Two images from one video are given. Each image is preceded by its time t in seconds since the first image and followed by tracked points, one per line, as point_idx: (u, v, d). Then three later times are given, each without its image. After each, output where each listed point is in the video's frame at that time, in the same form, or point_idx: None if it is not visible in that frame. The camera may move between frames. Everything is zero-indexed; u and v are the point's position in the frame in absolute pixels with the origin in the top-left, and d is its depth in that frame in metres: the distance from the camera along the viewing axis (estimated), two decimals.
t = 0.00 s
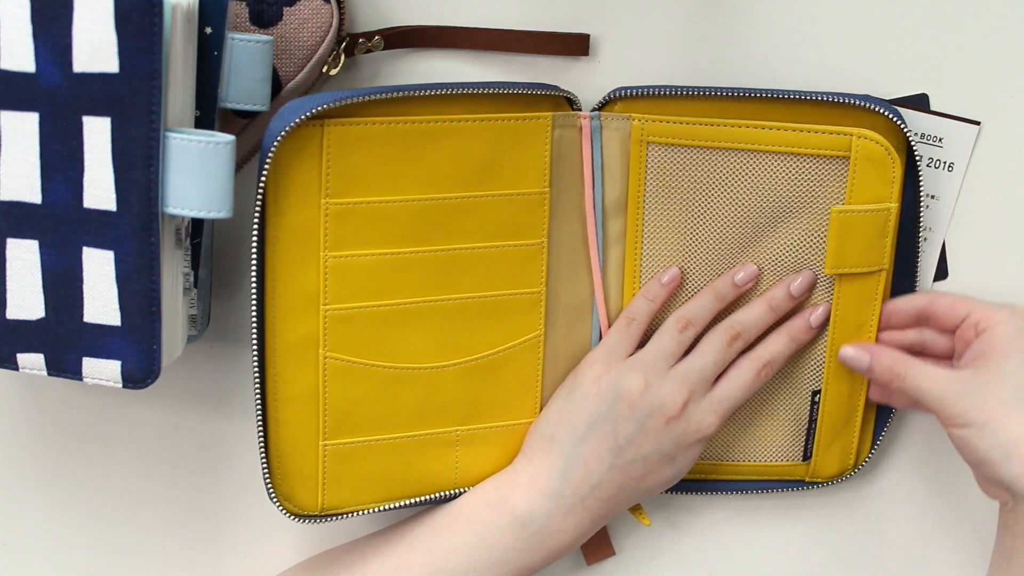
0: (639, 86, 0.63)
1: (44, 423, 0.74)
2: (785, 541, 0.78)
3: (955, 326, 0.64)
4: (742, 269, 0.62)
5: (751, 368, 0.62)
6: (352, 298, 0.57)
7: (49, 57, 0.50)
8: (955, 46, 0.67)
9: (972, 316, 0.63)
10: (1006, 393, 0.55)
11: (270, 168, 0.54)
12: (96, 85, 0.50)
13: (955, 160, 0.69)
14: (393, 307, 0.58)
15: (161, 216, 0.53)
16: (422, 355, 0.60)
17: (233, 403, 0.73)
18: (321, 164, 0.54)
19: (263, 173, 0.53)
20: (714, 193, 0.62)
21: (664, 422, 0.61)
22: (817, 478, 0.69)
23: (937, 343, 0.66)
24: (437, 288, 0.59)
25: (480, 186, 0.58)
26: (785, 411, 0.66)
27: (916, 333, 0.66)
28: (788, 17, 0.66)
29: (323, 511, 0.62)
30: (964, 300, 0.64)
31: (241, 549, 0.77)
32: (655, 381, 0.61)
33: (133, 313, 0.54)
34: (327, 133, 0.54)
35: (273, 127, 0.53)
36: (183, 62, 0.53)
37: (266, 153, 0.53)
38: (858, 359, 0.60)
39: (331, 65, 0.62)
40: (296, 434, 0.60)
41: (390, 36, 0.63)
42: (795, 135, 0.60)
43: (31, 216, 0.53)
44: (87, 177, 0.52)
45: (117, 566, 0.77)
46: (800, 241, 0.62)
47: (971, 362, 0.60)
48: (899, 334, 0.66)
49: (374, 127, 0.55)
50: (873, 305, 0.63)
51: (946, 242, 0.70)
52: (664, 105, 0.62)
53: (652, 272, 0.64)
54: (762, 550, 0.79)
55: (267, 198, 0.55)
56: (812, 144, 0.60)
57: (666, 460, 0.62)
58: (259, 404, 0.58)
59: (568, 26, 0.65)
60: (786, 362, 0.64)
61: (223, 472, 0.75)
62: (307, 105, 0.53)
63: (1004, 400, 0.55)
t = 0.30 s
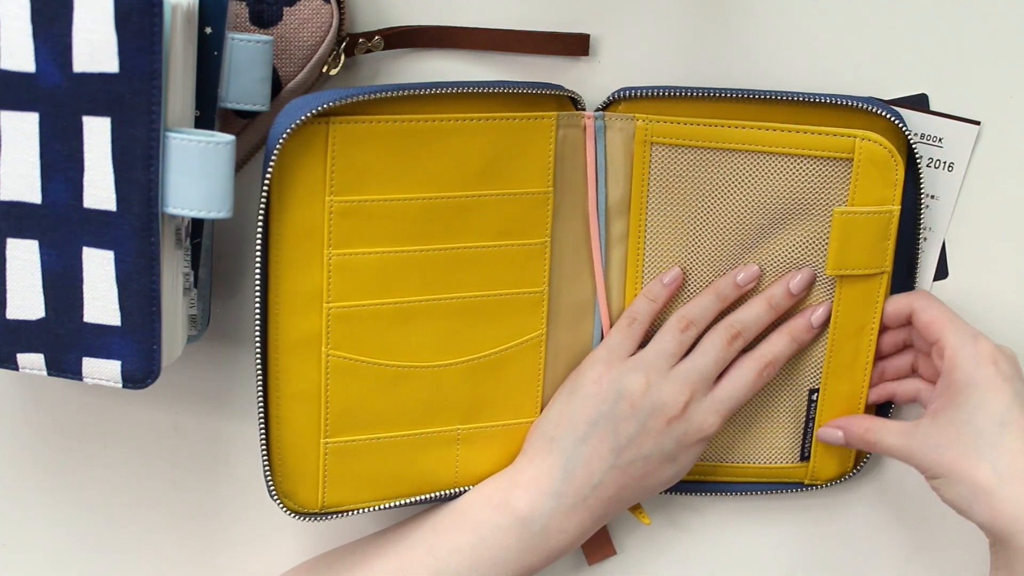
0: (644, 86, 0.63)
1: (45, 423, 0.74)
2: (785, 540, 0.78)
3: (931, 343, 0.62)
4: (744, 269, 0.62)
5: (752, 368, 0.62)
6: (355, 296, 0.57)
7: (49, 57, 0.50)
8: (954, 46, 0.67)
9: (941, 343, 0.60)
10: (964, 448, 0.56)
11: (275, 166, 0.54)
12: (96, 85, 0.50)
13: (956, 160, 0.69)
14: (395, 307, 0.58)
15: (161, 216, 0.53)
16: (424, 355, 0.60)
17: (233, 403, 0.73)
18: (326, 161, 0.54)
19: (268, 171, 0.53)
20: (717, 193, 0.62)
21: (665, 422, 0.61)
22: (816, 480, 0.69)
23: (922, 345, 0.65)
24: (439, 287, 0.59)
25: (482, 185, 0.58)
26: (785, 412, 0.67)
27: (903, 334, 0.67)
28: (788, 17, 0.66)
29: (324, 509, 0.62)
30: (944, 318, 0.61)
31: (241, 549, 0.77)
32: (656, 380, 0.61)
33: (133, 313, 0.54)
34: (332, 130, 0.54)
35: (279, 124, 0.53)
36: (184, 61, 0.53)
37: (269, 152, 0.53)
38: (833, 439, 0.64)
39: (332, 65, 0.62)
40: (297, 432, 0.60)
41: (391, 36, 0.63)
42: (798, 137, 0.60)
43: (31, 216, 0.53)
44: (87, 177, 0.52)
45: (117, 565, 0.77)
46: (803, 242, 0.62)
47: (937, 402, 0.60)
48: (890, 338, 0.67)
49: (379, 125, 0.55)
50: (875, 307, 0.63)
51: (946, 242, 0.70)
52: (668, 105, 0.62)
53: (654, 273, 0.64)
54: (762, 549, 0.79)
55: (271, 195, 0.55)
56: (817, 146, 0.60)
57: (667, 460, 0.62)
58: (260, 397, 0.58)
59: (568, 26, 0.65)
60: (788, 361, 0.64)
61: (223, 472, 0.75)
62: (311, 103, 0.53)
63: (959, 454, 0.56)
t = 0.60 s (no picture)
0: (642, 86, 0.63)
1: (45, 423, 0.74)
2: (785, 540, 0.78)
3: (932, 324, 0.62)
4: (743, 270, 0.62)
5: (751, 369, 0.62)
6: (354, 296, 0.57)
7: (49, 57, 0.50)
8: (954, 46, 0.67)
9: (946, 314, 0.60)
10: (973, 400, 0.55)
11: (274, 165, 0.54)
12: (96, 85, 0.50)
13: (956, 160, 0.69)
14: (394, 307, 0.58)
15: (161, 215, 0.53)
16: (423, 354, 0.60)
17: (234, 402, 0.73)
18: (325, 162, 0.54)
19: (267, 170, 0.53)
20: (716, 192, 0.62)
21: (664, 421, 0.61)
22: (816, 479, 0.69)
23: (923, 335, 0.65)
24: (438, 287, 0.59)
25: (481, 186, 0.58)
26: (785, 413, 0.67)
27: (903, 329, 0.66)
28: (788, 17, 0.66)
29: (323, 509, 0.62)
30: (939, 296, 0.61)
31: (241, 548, 0.77)
32: (655, 380, 0.61)
33: (133, 313, 0.54)
34: (331, 130, 0.54)
35: (278, 123, 0.53)
36: (184, 61, 0.53)
37: (269, 152, 0.53)
38: (839, 348, 0.60)
39: (332, 65, 0.62)
40: (297, 432, 0.60)
41: (391, 36, 0.63)
42: (796, 134, 0.60)
43: (31, 216, 0.53)
44: (87, 177, 0.52)
45: (117, 565, 0.77)
46: (802, 239, 0.62)
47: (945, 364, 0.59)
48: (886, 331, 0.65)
49: (379, 125, 0.55)
50: (873, 306, 0.63)
51: (946, 242, 0.70)
52: (666, 104, 0.62)
53: (653, 272, 0.64)
54: (762, 549, 0.79)
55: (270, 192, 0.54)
56: (815, 143, 0.60)
57: (667, 460, 0.62)
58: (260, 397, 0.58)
59: (568, 26, 0.65)
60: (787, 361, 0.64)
61: (223, 471, 0.75)
62: (310, 103, 0.53)
63: (968, 406, 0.55)
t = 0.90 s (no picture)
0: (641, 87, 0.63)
1: (45, 423, 0.74)
2: (785, 539, 0.78)
3: (928, 318, 0.62)
4: (742, 269, 0.62)
5: (750, 368, 0.62)
6: (352, 296, 0.57)
7: (49, 57, 0.50)
8: (954, 46, 0.67)
9: (941, 306, 0.60)
10: (959, 391, 0.58)
11: (274, 165, 0.54)
12: (96, 85, 0.50)
13: (955, 160, 0.68)
14: (394, 306, 0.58)
15: (161, 215, 0.53)
16: (422, 354, 0.60)
17: (234, 402, 0.73)
18: (323, 162, 0.54)
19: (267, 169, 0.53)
20: (717, 191, 0.62)
21: (663, 420, 0.61)
22: (816, 479, 0.69)
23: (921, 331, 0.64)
24: (437, 286, 0.59)
25: (481, 185, 0.58)
26: (785, 413, 0.67)
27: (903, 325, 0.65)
28: (788, 17, 0.66)
29: (323, 509, 0.62)
30: (934, 289, 0.61)
31: (241, 548, 0.77)
32: (654, 379, 0.61)
33: (133, 313, 0.54)
34: (331, 130, 0.54)
35: (278, 124, 0.53)
36: (184, 61, 0.53)
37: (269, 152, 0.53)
38: (857, 296, 0.61)
39: (332, 65, 0.62)
40: (296, 431, 0.60)
41: (391, 36, 0.63)
42: (797, 133, 0.60)
43: (31, 216, 0.53)
44: (87, 177, 0.52)
45: (117, 565, 0.77)
46: (802, 237, 0.63)
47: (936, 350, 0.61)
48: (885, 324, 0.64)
49: (379, 124, 0.55)
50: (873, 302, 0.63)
51: (945, 242, 0.70)
52: (666, 104, 0.62)
53: (653, 272, 0.64)
54: (762, 548, 0.79)
55: (270, 192, 0.54)
56: (815, 141, 0.60)
57: (667, 459, 0.62)
58: (260, 398, 0.58)
59: (568, 26, 0.65)
60: (786, 359, 0.64)
61: (223, 471, 0.75)
62: (310, 103, 0.53)
63: (953, 395, 0.58)
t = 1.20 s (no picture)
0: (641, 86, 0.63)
1: (45, 423, 0.74)
2: (785, 540, 0.78)
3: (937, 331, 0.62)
4: (742, 269, 0.62)
5: (749, 367, 0.62)
6: (351, 295, 0.57)
7: (49, 57, 0.50)
8: (954, 46, 0.67)
9: (954, 324, 0.61)
10: (969, 412, 0.57)
11: (273, 165, 0.54)
12: (96, 85, 0.50)
13: (955, 159, 0.69)
14: (393, 306, 0.58)
15: (161, 215, 0.53)
16: (421, 354, 0.60)
17: (234, 402, 0.73)
18: (323, 162, 0.54)
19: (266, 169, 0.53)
20: (717, 191, 0.62)
21: (661, 420, 0.61)
22: (816, 478, 0.69)
23: (926, 340, 0.65)
24: (436, 286, 0.59)
25: (480, 185, 0.58)
26: (784, 412, 0.67)
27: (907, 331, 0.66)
28: (788, 17, 0.66)
29: (322, 509, 0.62)
30: (949, 305, 0.62)
31: (241, 548, 0.77)
32: (653, 378, 0.61)
33: (133, 313, 0.54)
34: (329, 130, 0.54)
35: (276, 124, 0.53)
36: (184, 61, 0.53)
37: (268, 152, 0.53)
38: (840, 347, 0.62)
39: (332, 65, 0.62)
40: (296, 431, 0.60)
41: (391, 36, 0.63)
42: (796, 133, 0.60)
43: (31, 216, 0.53)
44: (88, 177, 0.52)
45: (117, 565, 0.77)
46: (801, 237, 0.63)
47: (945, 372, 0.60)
48: (892, 333, 0.65)
49: (379, 124, 0.55)
50: (873, 303, 0.63)
51: (945, 242, 0.70)
52: (665, 104, 0.62)
53: (653, 273, 0.64)
54: (763, 549, 0.79)
55: (269, 191, 0.54)
56: (815, 142, 0.61)
57: (665, 459, 0.62)
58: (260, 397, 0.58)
59: (568, 26, 0.65)
60: (785, 359, 0.64)
61: (224, 471, 0.75)
62: (309, 103, 0.53)
63: (963, 417, 0.56)
